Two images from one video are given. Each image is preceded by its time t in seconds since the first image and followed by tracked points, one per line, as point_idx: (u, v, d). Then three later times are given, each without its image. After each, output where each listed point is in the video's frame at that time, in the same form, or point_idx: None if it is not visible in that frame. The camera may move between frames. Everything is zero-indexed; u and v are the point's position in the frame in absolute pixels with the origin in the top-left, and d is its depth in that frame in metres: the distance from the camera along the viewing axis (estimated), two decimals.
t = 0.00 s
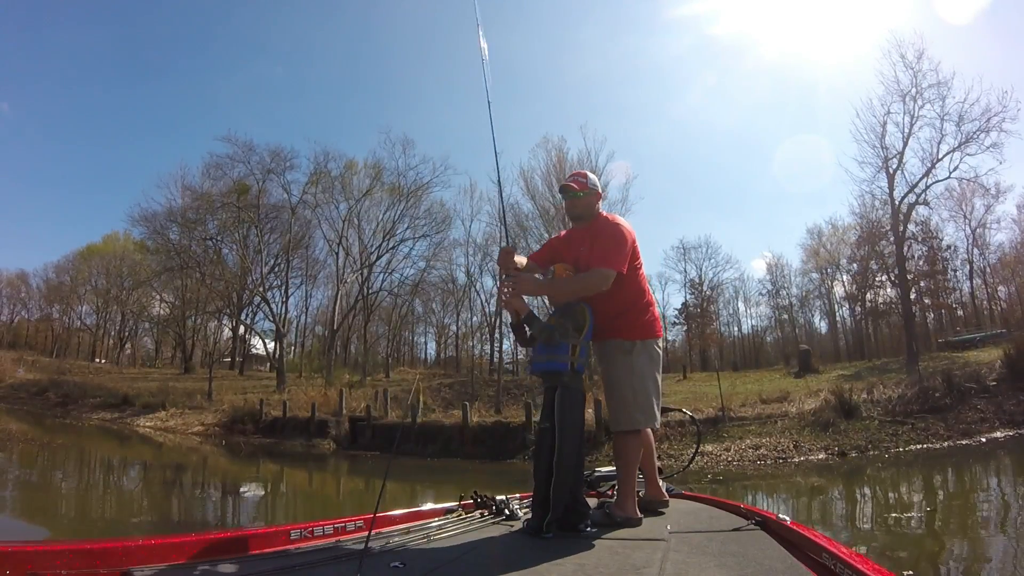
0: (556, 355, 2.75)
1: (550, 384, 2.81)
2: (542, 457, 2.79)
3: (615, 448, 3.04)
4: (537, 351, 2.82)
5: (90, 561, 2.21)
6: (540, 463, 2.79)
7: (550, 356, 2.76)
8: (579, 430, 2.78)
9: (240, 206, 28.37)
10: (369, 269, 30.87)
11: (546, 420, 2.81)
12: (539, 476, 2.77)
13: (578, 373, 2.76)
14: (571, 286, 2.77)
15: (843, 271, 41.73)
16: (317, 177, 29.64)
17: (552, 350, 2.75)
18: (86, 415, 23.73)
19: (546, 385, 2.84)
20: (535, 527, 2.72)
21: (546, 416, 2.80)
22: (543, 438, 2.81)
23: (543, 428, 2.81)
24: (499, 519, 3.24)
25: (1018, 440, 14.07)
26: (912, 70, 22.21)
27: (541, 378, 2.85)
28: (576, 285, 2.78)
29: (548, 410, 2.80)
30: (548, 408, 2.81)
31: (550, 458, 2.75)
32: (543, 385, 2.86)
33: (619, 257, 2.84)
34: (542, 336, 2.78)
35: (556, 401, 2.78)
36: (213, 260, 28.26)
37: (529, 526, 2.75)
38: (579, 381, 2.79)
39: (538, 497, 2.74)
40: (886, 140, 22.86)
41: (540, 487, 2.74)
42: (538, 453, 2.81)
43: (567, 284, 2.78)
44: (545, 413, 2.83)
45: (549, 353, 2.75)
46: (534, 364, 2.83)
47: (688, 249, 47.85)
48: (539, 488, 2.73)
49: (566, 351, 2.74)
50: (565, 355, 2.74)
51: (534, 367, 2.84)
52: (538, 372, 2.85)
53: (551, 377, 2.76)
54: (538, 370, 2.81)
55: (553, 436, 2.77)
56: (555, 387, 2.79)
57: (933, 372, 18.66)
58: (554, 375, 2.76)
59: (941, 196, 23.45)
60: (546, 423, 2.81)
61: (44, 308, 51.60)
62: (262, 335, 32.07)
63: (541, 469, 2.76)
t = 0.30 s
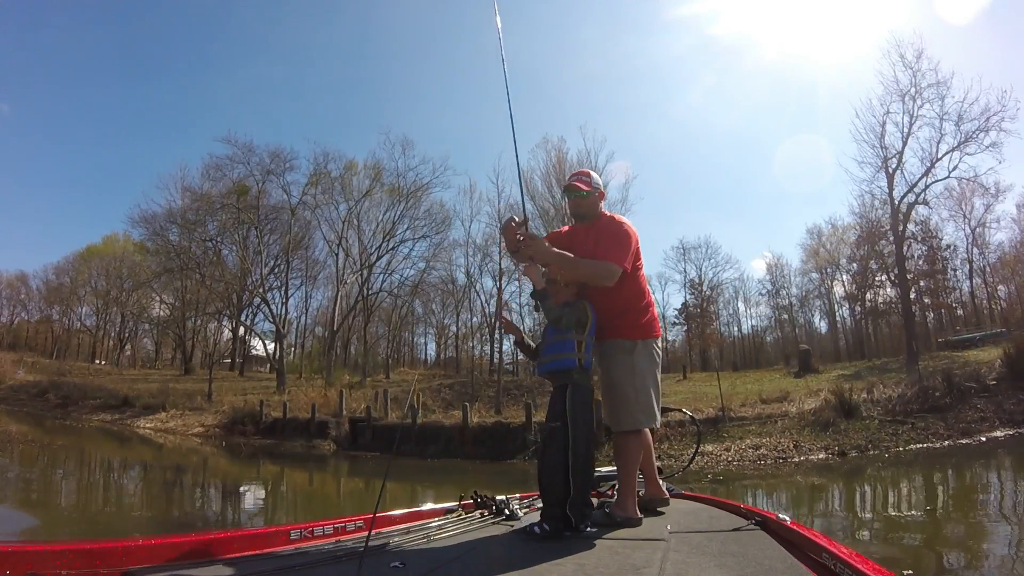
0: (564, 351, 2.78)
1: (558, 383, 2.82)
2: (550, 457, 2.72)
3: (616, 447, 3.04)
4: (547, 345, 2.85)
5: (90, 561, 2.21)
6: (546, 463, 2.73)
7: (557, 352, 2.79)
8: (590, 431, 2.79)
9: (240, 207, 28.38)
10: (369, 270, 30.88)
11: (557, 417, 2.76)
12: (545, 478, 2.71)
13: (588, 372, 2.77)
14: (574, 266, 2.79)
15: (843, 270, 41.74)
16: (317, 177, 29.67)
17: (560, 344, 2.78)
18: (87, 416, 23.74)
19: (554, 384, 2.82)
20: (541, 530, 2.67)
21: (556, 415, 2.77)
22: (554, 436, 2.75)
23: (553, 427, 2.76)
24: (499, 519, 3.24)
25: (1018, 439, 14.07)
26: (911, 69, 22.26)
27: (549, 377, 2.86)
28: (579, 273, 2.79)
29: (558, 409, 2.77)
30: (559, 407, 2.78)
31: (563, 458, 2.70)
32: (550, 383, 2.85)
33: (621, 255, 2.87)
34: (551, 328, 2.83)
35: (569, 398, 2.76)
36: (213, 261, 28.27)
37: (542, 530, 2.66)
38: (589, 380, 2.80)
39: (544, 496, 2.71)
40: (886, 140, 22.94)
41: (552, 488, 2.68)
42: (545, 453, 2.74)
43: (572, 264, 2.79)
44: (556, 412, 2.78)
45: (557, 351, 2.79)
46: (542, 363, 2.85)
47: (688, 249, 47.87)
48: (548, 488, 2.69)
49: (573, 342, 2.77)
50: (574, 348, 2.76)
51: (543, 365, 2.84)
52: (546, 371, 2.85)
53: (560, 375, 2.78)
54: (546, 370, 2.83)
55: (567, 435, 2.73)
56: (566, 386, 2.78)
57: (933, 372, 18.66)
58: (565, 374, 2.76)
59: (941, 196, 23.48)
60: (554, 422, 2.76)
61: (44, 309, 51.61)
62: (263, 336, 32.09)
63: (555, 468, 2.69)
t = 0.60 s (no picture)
0: (562, 348, 2.78)
1: (554, 385, 2.80)
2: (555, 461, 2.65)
3: (615, 448, 3.04)
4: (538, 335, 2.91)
5: (89, 561, 2.21)
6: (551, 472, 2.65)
7: (554, 349, 2.79)
8: (591, 432, 2.78)
9: (240, 207, 28.40)
10: (369, 270, 30.90)
11: (559, 420, 2.71)
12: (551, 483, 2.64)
13: (587, 371, 2.78)
14: (589, 238, 2.70)
15: (843, 271, 41.76)
16: (317, 178, 29.69)
17: (559, 340, 2.78)
18: (86, 417, 23.74)
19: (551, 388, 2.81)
20: (553, 539, 2.55)
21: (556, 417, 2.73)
22: (561, 439, 2.68)
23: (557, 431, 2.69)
24: (499, 519, 3.24)
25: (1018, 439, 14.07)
26: (910, 69, 22.34)
27: (545, 382, 2.85)
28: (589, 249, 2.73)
29: (558, 412, 2.73)
30: (559, 410, 2.74)
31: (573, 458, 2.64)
32: (548, 388, 2.82)
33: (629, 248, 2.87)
34: (546, 320, 2.85)
35: (569, 397, 2.73)
36: (213, 262, 28.30)
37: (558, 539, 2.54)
38: (589, 377, 2.79)
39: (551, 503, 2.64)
40: (885, 140, 22.96)
41: (565, 495, 2.60)
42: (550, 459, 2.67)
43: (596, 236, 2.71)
44: (559, 415, 2.73)
45: (555, 350, 2.78)
46: (539, 365, 2.85)
47: (688, 249, 47.91)
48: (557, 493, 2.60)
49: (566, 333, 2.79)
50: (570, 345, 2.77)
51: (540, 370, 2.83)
52: (542, 375, 2.84)
53: (552, 373, 2.78)
54: (544, 373, 2.81)
55: (575, 436, 2.67)
56: (564, 387, 2.75)
57: (933, 372, 18.67)
58: (562, 372, 2.75)
59: (940, 195, 23.50)
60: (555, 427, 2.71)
61: (44, 309, 51.61)
62: (262, 336, 32.07)
63: (565, 471, 2.62)
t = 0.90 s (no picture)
0: (561, 346, 2.84)
1: (554, 388, 2.82)
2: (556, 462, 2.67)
3: (614, 448, 3.04)
4: (527, 338, 3.00)
5: (88, 561, 2.21)
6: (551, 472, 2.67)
7: (551, 349, 2.84)
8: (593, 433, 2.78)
9: (240, 207, 28.39)
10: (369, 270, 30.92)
11: (566, 421, 2.70)
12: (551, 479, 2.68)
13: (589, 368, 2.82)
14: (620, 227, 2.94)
15: (843, 271, 41.74)
16: (317, 178, 29.65)
17: (558, 339, 2.83)
18: (86, 416, 23.72)
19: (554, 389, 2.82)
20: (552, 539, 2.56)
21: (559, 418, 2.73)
22: (565, 439, 2.68)
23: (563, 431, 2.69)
24: (499, 518, 3.24)
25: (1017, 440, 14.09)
26: (911, 70, 22.36)
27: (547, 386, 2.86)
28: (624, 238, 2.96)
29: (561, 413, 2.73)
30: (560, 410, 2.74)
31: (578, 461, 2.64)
32: (552, 392, 2.83)
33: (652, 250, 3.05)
34: (539, 321, 2.92)
35: (571, 399, 2.73)
36: (212, 262, 28.29)
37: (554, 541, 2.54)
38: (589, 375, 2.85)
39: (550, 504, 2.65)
40: (885, 141, 22.99)
41: (568, 495, 2.60)
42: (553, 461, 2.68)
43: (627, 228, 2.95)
44: (563, 415, 2.72)
45: (555, 351, 2.82)
46: (539, 369, 2.88)
47: (688, 250, 47.93)
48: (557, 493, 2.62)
49: (555, 332, 2.85)
50: (566, 345, 2.83)
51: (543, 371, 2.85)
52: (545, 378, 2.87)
53: (548, 378, 2.83)
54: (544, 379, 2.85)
55: (580, 437, 2.67)
56: (565, 388, 2.76)
57: (933, 372, 18.68)
58: (565, 373, 2.78)
59: (940, 196, 23.50)
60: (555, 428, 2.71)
61: (43, 309, 51.56)
62: (262, 336, 32.05)
63: (569, 471, 2.62)
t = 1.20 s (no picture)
0: (546, 349, 2.86)
1: (541, 390, 2.84)
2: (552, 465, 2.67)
3: (613, 448, 3.03)
4: (508, 334, 3.02)
5: (89, 560, 2.21)
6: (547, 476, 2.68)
7: (539, 350, 2.86)
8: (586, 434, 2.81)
9: (240, 207, 28.37)
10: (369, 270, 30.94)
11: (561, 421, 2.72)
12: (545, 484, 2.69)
13: (578, 369, 2.87)
14: (636, 241, 2.99)
15: (842, 271, 41.74)
16: (317, 177, 29.63)
17: (541, 342, 2.87)
18: (85, 416, 23.68)
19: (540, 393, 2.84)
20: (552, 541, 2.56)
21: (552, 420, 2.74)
22: (564, 440, 2.70)
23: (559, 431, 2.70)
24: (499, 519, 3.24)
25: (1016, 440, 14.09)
26: (910, 70, 22.35)
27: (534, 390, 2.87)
28: (641, 248, 3.02)
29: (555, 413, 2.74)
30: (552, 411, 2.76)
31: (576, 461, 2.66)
32: (541, 391, 2.83)
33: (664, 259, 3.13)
34: (525, 319, 2.94)
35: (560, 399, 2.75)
36: (212, 261, 28.29)
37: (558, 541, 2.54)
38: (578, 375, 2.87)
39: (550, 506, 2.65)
40: (885, 141, 22.99)
41: (569, 495, 2.61)
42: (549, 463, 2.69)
43: (644, 241, 3.00)
44: (559, 416, 2.73)
45: (537, 354, 2.85)
46: (526, 371, 2.87)
47: (687, 250, 47.92)
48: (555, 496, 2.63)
49: (541, 329, 2.90)
50: (555, 346, 2.86)
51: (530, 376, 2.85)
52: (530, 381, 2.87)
53: (533, 376, 2.85)
54: (529, 377, 2.86)
55: (576, 437, 2.71)
56: (555, 388, 2.79)
57: (932, 373, 18.71)
58: (556, 374, 2.80)
59: (940, 196, 23.52)
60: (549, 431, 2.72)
61: (43, 308, 51.53)
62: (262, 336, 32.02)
63: (571, 470, 2.64)
